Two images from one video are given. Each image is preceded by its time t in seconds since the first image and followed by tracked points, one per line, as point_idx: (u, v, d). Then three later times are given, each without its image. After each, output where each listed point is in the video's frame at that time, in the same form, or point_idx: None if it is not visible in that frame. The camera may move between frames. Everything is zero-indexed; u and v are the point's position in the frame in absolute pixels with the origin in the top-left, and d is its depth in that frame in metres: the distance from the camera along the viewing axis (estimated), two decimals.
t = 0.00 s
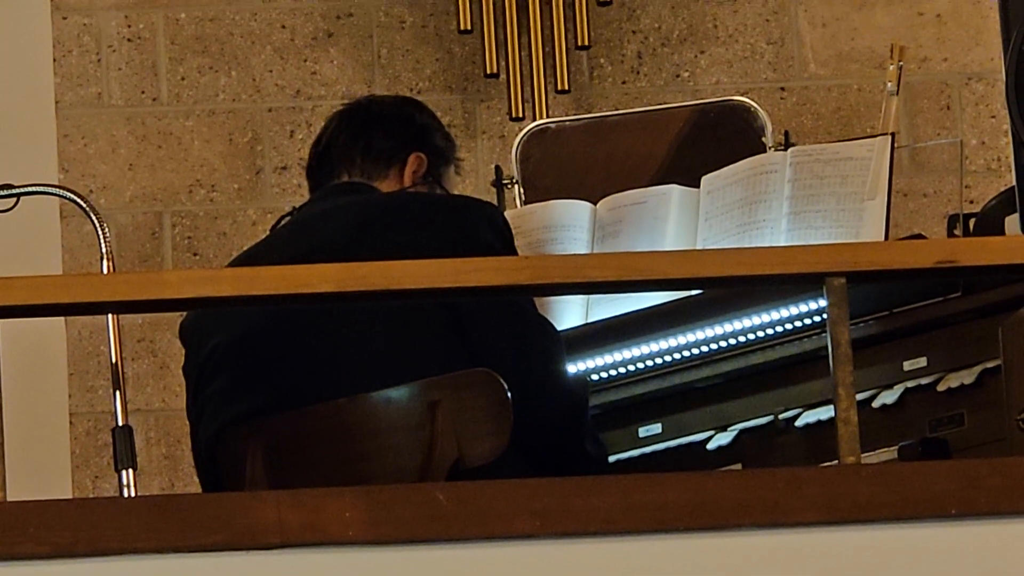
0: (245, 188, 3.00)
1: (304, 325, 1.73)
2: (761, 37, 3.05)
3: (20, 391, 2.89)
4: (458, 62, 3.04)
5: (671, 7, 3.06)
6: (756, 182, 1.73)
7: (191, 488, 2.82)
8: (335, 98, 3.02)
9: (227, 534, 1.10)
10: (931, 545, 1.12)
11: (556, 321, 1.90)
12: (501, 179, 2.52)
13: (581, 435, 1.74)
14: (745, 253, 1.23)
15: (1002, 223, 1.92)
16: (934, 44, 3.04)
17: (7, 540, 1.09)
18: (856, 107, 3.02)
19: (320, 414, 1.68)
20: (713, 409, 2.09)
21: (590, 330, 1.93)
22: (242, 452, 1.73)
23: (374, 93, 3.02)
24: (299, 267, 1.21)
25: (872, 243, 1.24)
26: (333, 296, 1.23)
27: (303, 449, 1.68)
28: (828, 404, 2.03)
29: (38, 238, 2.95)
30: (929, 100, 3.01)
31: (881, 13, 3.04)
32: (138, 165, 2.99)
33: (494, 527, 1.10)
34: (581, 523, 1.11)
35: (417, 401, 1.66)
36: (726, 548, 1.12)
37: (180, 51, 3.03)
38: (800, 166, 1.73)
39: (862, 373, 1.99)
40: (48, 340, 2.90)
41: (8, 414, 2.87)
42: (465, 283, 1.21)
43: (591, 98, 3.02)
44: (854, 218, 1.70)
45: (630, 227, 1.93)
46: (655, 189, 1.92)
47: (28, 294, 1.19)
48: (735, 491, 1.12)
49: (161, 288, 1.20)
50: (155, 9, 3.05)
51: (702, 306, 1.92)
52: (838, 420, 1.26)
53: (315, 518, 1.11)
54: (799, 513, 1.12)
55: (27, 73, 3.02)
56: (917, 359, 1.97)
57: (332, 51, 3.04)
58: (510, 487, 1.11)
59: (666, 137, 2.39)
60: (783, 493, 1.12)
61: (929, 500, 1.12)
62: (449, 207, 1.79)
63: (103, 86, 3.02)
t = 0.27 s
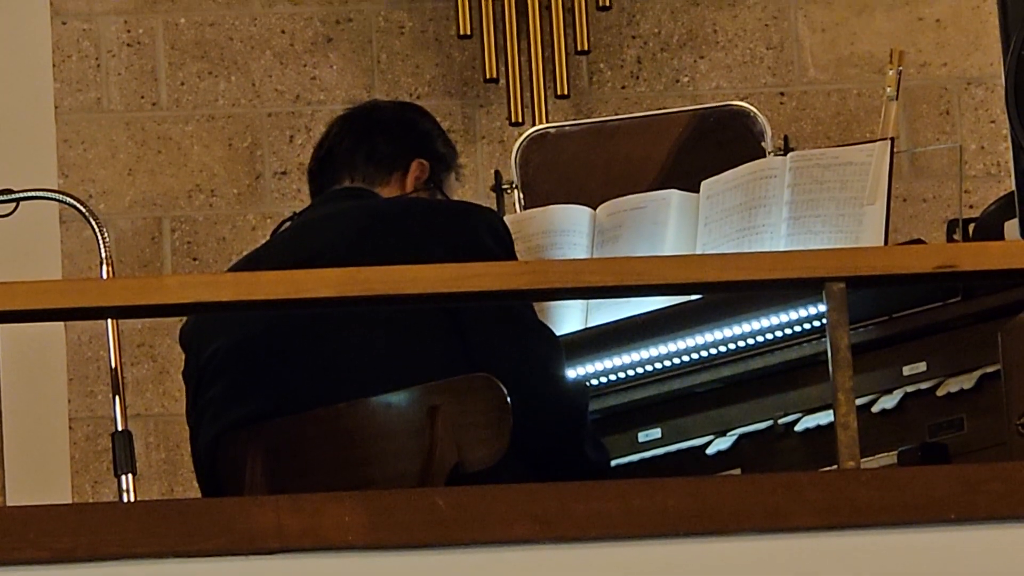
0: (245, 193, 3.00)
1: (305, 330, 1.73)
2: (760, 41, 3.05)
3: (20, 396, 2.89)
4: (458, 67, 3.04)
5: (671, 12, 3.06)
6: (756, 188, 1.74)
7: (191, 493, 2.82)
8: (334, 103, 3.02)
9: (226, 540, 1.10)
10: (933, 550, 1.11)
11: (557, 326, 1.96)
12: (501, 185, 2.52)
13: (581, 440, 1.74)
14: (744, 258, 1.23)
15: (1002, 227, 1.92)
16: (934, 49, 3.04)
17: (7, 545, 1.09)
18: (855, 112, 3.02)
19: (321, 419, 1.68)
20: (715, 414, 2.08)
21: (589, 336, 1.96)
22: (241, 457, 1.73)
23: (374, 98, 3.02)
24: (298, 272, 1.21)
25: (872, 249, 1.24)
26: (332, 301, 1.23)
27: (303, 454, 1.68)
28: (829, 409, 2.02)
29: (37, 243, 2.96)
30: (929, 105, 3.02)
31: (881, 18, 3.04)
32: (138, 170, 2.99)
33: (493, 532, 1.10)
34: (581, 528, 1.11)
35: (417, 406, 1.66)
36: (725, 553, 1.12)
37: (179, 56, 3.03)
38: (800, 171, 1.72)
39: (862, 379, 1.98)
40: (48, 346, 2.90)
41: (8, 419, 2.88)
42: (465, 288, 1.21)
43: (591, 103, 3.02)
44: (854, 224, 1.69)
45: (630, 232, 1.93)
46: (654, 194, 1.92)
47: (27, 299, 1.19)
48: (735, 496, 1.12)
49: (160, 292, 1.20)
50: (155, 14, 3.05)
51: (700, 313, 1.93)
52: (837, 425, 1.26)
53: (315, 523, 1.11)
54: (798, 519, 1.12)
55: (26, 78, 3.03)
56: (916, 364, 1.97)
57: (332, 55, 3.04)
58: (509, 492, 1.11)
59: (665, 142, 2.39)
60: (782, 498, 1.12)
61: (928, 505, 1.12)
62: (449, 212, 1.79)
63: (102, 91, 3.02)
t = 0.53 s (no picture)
0: (245, 198, 3.00)
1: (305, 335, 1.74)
2: (760, 47, 3.05)
3: (20, 400, 2.88)
4: (458, 72, 3.04)
5: (671, 17, 3.06)
6: (754, 193, 1.74)
7: (190, 499, 2.82)
8: (334, 108, 3.03)
9: (226, 545, 1.10)
10: (933, 555, 1.11)
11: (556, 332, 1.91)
12: (500, 190, 2.52)
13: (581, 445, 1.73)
14: (744, 263, 1.23)
15: (1001, 233, 1.92)
16: (933, 54, 3.04)
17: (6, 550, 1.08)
18: (855, 117, 3.02)
19: (321, 424, 1.68)
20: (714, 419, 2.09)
21: (588, 341, 1.93)
22: (241, 462, 1.73)
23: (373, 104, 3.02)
24: (298, 277, 1.21)
25: (872, 254, 1.24)
26: (332, 307, 1.23)
27: (303, 459, 1.67)
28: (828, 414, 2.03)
29: (36, 248, 2.96)
30: (928, 110, 3.02)
31: (880, 23, 3.04)
32: (138, 176, 2.99)
33: (493, 537, 1.10)
34: (581, 533, 1.11)
35: (417, 411, 1.66)
36: (725, 559, 1.12)
37: (179, 61, 3.04)
38: (799, 177, 1.72)
39: (862, 384, 1.99)
40: (49, 351, 2.90)
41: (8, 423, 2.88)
42: (465, 293, 1.21)
43: (590, 108, 3.02)
44: (853, 229, 1.70)
45: (630, 237, 1.93)
46: (654, 199, 1.92)
47: (26, 304, 1.19)
48: (735, 501, 1.12)
49: (160, 297, 1.20)
50: (155, 19, 3.05)
51: (699, 319, 1.94)
52: (837, 430, 1.26)
53: (315, 528, 1.11)
54: (799, 524, 1.12)
55: (26, 83, 3.03)
56: (916, 369, 1.97)
57: (332, 61, 3.05)
58: (509, 497, 1.11)
59: (664, 147, 2.39)
60: (782, 503, 1.12)
61: (927, 510, 1.12)
62: (450, 218, 1.79)
63: (102, 96, 3.02)
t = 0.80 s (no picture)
0: (245, 205, 3.00)
1: (303, 342, 1.74)
2: (760, 53, 3.05)
3: (21, 407, 2.89)
4: (458, 79, 3.04)
5: (671, 24, 3.06)
6: (755, 200, 1.75)
7: (190, 505, 2.82)
8: (334, 115, 3.03)
9: (225, 552, 1.10)
10: (932, 562, 1.11)
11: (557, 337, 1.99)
12: (499, 197, 2.53)
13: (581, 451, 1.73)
14: (744, 270, 1.23)
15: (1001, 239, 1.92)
16: (933, 61, 3.04)
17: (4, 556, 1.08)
18: (855, 124, 3.02)
19: (321, 432, 1.68)
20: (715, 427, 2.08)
21: (589, 348, 1.97)
22: (240, 470, 1.73)
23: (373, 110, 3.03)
24: (298, 284, 1.21)
25: (871, 261, 1.24)
26: (332, 313, 1.23)
27: (303, 466, 1.67)
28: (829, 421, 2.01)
29: (36, 255, 2.96)
30: (928, 117, 3.02)
31: (880, 30, 3.04)
32: (138, 182, 2.99)
33: (493, 544, 1.10)
34: (581, 540, 1.11)
35: (417, 417, 1.66)
36: (725, 566, 1.12)
37: (179, 68, 3.04)
38: (799, 184, 1.72)
39: (863, 391, 1.99)
40: (49, 357, 2.90)
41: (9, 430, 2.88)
42: (465, 300, 1.21)
43: (590, 114, 3.02)
44: (853, 235, 1.69)
45: (630, 244, 1.93)
46: (655, 207, 1.93)
47: (25, 311, 1.19)
48: (735, 508, 1.12)
49: (159, 304, 1.20)
50: (155, 25, 3.05)
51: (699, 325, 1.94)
52: (837, 436, 1.26)
53: (315, 535, 1.11)
54: (799, 531, 1.11)
55: (26, 90, 3.03)
56: (916, 376, 1.97)
57: (332, 68, 3.05)
58: (509, 504, 1.11)
59: (664, 154, 2.39)
60: (782, 510, 1.12)
61: (927, 517, 1.12)
62: (449, 224, 1.79)
63: (102, 103, 3.02)
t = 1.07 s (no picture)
0: (245, 210, 3.00)
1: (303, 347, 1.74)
2: (760, 59, 3.05)
3: (20, 412, 2.89)
4: (458, 84, 3.04)
5: (671, 30, 3.07)
6: (755, 205, 1.75)
7: (190, 511, 2.82)
8: (334, 121, 3.03)
9: (226, 558, 1.10)
10: (933, 568, 1.11)
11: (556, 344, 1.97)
12: (499, 203, 2.53)
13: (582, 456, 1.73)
14: (744, 275, 1.23)
15: (1001, 245, 1.92)
16: (933, 66, 3.04)
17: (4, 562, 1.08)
18: (855, 130, 3.03)
19: (320, 437, 1.68)
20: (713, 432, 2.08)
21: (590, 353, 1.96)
22: (240, 475, 1.73)
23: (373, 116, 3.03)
24: (298, 290, 1.21)
25: (871, 266, 1.24)
26: (332, 319, 1.23)
27: (301, 470, 1.67)
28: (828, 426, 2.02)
29: (36, 260, 2.96)
30: (928, 122, 3.02)
31: (879, 35, 3.05)
32: (138, 188, 2.99)
33: (493, 550, 1.10)
34: (581, 546, 1.11)
35: (416, 422, 1.66)
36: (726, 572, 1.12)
37: (180, 74, 3.04)
38: (799, 190, 1.72)
39: (862, 397, 2.00)
40: (49, 363, 2.90)
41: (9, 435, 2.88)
42: (465, 305, 1.21)
43: (590, 119, 3.03)
44: (853, 241, 1.70)
45: (629, 250, 1.93)
46: (654, 211, 1.92)
47: (25, 317, 1.19)
48: (735, 513, 1.12)
49: (159, 309, 1.20)
50: (156, 31, 3.06)
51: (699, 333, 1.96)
52: (837, 442, 1.26)
53: (315, 540, 1.11)
54: (799, 536, 1.11)
55: (26, 96, 3.03)
56: (917, 382, 1.97)
57: (332, 74, 3.05)
58: (509, 509, 1.11)
59: (664, 160, 2.39)
60: (782, 515, 1.12)
61: (927, 522, 1.12)
62: (449, 230, 1.79)
63: (102, 108, 3.03)
